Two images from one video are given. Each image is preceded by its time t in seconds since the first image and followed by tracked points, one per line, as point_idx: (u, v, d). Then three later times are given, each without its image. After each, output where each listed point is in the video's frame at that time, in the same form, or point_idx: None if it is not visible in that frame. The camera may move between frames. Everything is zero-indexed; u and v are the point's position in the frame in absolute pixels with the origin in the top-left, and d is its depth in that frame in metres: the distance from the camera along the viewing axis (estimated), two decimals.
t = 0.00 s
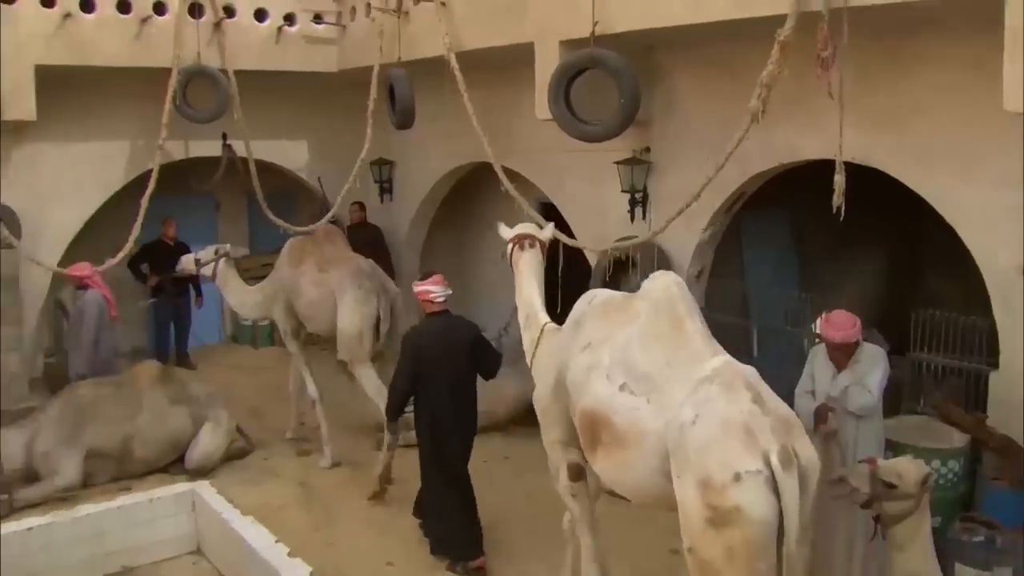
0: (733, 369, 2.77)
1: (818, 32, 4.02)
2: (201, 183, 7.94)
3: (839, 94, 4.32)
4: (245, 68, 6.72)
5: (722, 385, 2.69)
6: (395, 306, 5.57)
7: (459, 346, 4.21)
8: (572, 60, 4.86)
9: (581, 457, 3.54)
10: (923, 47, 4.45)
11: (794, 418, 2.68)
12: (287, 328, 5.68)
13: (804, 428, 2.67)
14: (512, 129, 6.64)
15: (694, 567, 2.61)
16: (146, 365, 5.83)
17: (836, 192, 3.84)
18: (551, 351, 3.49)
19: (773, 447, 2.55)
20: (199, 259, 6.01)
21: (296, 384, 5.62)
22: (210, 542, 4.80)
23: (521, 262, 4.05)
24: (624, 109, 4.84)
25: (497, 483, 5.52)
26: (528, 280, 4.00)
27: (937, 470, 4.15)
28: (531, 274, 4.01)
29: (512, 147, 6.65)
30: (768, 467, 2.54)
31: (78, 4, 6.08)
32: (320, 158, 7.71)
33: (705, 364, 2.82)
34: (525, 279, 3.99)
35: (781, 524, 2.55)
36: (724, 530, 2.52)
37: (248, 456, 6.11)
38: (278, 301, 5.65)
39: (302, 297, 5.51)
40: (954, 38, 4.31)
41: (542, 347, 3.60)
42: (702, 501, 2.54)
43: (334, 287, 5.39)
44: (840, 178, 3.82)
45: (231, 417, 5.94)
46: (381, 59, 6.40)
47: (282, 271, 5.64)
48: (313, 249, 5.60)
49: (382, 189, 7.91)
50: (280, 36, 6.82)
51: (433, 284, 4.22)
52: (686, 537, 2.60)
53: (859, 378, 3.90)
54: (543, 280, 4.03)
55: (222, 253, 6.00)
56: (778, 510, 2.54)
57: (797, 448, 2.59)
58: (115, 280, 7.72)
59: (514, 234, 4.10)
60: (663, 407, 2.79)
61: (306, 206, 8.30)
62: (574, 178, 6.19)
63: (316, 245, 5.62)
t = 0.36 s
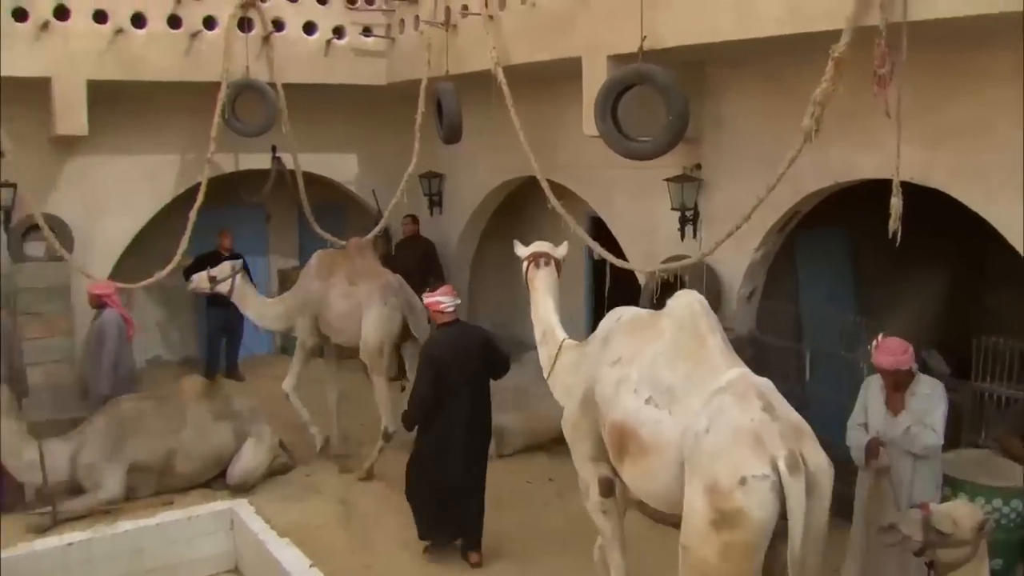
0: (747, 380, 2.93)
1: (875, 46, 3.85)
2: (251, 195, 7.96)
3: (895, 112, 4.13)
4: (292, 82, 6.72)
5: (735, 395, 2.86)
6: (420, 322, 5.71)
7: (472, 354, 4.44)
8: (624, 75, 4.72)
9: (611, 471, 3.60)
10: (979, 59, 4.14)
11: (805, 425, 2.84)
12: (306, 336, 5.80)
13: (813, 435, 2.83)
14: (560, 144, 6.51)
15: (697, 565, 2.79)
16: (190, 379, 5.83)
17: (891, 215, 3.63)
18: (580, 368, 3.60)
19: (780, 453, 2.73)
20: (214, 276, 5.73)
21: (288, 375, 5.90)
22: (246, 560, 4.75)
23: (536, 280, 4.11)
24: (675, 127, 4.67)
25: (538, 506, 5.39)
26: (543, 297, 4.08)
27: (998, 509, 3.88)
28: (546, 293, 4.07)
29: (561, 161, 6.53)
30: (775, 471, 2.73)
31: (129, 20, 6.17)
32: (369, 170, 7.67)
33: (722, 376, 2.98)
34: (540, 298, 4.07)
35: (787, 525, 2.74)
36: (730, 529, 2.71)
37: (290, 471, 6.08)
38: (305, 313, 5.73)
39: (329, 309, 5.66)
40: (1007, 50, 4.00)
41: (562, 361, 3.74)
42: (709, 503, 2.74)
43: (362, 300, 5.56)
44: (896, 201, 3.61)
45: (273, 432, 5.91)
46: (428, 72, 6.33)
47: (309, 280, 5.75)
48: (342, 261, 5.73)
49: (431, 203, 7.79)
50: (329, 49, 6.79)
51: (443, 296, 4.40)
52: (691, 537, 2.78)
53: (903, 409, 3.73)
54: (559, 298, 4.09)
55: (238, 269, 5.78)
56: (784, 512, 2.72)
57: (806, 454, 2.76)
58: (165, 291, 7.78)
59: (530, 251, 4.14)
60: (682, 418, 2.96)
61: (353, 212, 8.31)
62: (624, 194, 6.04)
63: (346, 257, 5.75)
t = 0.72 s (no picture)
0: (757, 406, 2.88)
1: (921, 68, 3.67)
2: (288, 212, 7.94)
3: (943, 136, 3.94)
4: (329, 98, 6.67)
5: (743, 421, 2.81)
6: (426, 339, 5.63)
7: (458, 372, 4.32)
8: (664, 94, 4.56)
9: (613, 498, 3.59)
10: None
11: (809, 457, 2.80)
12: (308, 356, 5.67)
13: (816, 467, 2.79)
14: (599, 160, 6.36)
15: None
16: (222, 399, 5.79)
17: (939, 244, 3.43)
18: (593, 388, 3.54)
19: (781, 482, 2.70)
20: (209, 292, 5.72)
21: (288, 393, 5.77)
22: None
23: (541, 305, 4.10)
24: (713, 149, 4.51)
25: (571, 535, 5.25)
26: (549, 322, 4.06)
27: None
28: (552, 317, 4.05)
29: (599, 178, 6.38)
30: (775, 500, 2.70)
31: (167, 38, 6.16)
32: (408, 188, 7.60)
33: (732, 401, 2.93)
34: (548, 321, 4.04)
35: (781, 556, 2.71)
36: (726, 553, 2.70)
37: (321, 493, 6.01)
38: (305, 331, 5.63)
39: (335, 328, 5.56)
40: None
41: (575, 380, 3.73)
42: (706, 526, 2.72)
43: (369, 319, 5.46)
44: (945, 230, 3.41)
45: (304, 453, 5.85)
46: (464, 89, 6.23)
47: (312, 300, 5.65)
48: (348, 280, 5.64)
49: (471, 220, 7.67)
50: (366, 65, 6.74)
51: (434, 314, 4.32)
52: (686, 558, 2.77)
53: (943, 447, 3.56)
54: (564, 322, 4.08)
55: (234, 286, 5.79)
56: (780, 541, 2.69)
57: (808, 484, 2.72)
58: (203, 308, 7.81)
59: (533, 278, 4.15)
60: (689, 439, 2.92)
61: (391, 226, 8.35)
62: (663, 213, 5.88)
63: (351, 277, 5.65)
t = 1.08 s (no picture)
0: (752, 434, 2.96)
1: (965, 92, 3.49)
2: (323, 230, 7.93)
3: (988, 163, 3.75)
4: (360, 117, 6.61)
5: (741, 449, 2.89)
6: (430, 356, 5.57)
7: (456, 397, 4.15)
8: (696, 117, 4.42)
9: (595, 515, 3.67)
10: None
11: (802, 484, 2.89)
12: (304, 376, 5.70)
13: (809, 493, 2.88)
14: (634, 181, 6.20)
15: None
16: (248, 422, 5.73)
17: (982, 278, 3.25)
18: (584, 408, 3.61)
19: (777, 509, 2.78)
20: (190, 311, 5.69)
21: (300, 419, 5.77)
22: None
23: (536, 328, 4.30)
24: (745, 175, 4.34)
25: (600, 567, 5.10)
26: (544, 343, 4.22)
27: None
28: (546, 339, 4.21)
29: (634, 200, 6.23)
30: (771, 525, 2.79)
31: (198, 57, 6.14)
32: (441, 207, 7.52)
33: (727, 428, 3.01)
34: (542, 342, 4.21)
35: None
36: None
37: (348, 518, 5.92)
38: (295, 350, 5.67)
39: (331, 347, 5.54)
40: None
41: (568, 401, 3.81)
42: (706, 550, 2.81)
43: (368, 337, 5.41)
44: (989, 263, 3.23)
45: (330, 477, 5.76)
46: (496, 109, 6.12)
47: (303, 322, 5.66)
48: (338, 301, 5.65)
49: (504, 239, 7.51)
50: (398, 83, 6.68)
51: (437, 331, 4.20)
52: None
53: (992, 491, 3.34)
54: (558, 344, 4.24)
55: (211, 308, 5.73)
56: (776, 565, 2.79)
57: (802, 511, 2.80)
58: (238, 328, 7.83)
59: (528, 302, 4.33)
60: (684, 465, 2.99)
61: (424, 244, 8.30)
62: (699, 237, 5.71)
63: (342, 296, 5.66)
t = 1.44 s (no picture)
0: (730, 457, 3.12)
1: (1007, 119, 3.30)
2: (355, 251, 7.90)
3: None
4: (390, 138, 6.54)
5: (722, 470, 3.04)
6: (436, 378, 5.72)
7: (471, 415, 4.26)
8: (728, 142, 4.23)
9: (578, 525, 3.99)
10: None
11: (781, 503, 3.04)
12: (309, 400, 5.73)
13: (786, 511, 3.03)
14: (666, 205, 6.05)
15: None
16: (271, 448, 5.67)
17: None
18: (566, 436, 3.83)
19: (760, 524, 2.92)
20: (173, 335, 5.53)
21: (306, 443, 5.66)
22: None
23: (528, 351, 4.50)
24: (777, 203, 4.14)
25: None
26: (536, 365, 4.46)
27: None
28: (539, 362, 4.45)
29: (666, 224, 6.07)
30: (756, 540, 2.91)
31: (227, 79, 6.11)
32: (473, 229, 7.42)
33: (706, 452, 3.16)
34: (533, 365, 4.44)
35: None
36: None
37: (372, 545, 5.82)
38: (298, 372, 5.61)
39: (336, 373, 5.56)
40: None
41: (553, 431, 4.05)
42: (694, 568, 2.90)
43: (380, 362, 5.51)
44: None
45: (354, 505, 5.67)
46: (526, 130, 6.00)
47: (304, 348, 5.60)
48: (341, 327, 5.66)
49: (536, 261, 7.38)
50: (428, 104, 6.59)
51: (450, 352, 4.25)
52: None
53: None
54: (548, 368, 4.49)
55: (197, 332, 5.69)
56: None
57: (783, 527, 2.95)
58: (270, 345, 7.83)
59: (522, 324, 4.53)
60: (665, 488, 3.13)
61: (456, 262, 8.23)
62: (733, 263, 5.54)
63: (345, 322, 5.69)
